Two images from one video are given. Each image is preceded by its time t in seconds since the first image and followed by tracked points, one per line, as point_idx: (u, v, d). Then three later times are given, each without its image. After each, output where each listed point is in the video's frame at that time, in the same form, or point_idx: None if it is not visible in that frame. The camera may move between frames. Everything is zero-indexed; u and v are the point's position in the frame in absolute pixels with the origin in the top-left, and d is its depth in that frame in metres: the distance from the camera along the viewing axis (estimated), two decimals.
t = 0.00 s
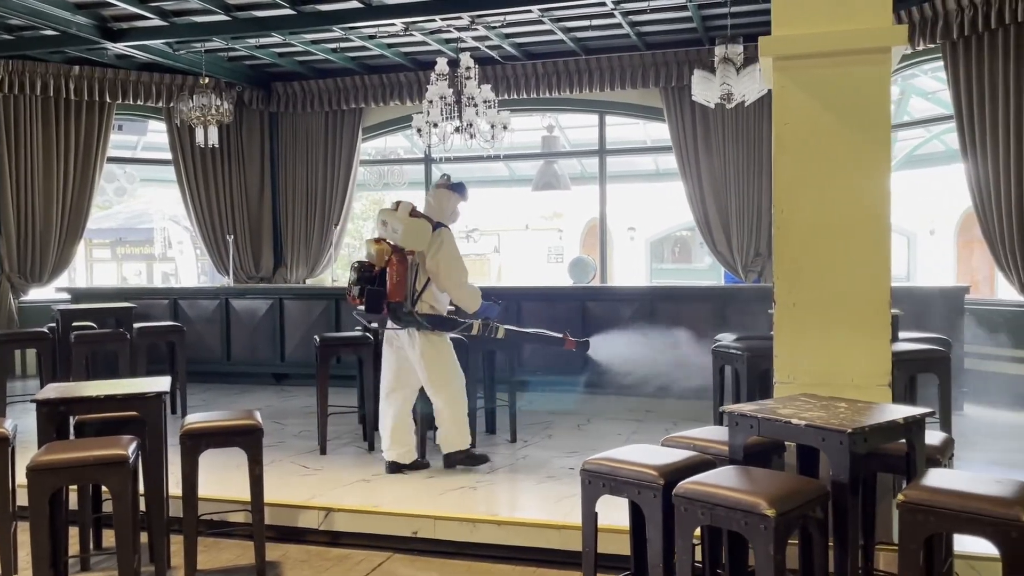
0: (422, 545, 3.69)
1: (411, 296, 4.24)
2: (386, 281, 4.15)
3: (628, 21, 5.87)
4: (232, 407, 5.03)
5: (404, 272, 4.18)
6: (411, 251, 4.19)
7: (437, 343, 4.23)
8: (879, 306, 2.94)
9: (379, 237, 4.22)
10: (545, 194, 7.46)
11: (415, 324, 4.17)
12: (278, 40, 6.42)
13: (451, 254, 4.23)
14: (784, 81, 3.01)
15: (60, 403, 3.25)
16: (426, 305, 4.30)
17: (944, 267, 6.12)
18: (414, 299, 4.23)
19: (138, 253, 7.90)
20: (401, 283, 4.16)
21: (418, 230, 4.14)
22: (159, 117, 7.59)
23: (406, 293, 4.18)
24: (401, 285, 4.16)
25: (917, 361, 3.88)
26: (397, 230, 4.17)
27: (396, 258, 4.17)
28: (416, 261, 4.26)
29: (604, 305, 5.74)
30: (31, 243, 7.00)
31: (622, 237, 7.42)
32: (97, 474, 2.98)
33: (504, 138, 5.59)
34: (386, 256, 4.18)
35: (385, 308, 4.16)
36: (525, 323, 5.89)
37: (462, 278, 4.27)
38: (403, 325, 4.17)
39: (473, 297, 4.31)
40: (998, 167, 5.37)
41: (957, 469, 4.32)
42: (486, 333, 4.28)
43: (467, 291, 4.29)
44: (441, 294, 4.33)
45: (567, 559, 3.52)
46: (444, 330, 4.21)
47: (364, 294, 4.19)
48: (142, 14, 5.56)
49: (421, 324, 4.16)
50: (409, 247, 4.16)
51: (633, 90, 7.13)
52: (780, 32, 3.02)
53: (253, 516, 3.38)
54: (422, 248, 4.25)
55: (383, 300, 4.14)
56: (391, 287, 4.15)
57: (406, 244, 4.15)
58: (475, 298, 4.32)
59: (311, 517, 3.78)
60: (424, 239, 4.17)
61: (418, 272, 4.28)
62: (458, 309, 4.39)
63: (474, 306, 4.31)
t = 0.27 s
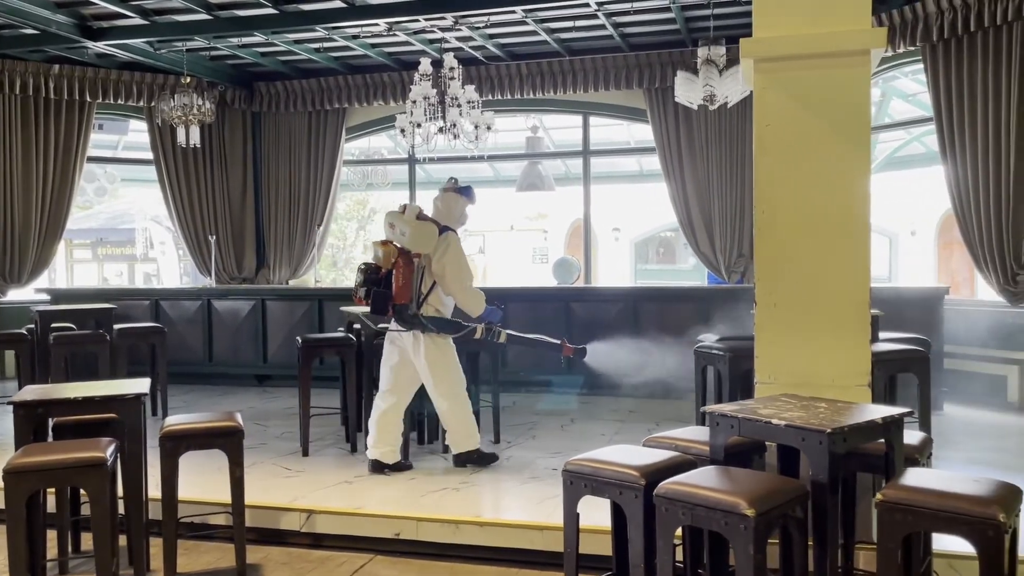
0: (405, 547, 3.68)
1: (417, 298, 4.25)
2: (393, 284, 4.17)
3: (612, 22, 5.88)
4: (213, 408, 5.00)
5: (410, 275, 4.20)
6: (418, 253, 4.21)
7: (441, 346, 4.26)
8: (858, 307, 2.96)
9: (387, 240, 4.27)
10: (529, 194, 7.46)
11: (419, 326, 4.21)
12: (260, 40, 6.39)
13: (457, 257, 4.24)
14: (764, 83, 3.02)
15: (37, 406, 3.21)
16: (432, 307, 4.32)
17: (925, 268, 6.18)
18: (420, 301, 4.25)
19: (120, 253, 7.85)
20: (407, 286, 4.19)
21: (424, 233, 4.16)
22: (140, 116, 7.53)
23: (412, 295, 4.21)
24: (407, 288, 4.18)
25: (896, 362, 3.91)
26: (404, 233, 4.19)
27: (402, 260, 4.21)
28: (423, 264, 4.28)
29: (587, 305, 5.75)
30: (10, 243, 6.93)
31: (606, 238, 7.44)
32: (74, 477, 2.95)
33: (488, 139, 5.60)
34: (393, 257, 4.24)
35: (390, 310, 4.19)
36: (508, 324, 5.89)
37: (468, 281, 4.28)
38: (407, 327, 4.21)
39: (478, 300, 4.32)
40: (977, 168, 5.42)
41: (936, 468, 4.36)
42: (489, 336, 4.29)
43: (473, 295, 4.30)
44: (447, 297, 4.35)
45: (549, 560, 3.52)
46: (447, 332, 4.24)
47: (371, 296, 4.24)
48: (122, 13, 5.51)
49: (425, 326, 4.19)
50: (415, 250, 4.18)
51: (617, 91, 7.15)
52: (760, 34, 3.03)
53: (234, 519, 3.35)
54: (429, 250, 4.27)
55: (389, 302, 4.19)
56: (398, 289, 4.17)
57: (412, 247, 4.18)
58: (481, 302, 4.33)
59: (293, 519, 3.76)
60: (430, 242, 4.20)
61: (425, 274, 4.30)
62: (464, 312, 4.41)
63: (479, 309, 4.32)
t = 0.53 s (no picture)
0: (386, 549, 3.67)
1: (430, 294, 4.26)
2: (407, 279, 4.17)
3: (594, 23, 5.90)
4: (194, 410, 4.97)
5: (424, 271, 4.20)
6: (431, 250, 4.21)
7: (449, 342, 4.30)
8: (837, 307, 2.98)
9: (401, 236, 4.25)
10: (512, 195, 7.46)
11: (432, 323, 4.23)
12: (242, 40, 6.35)
13: (471, 254, 4.26)
14: (744, 85, 3.03)
15: (14, 408, 3.17)
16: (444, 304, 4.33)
17: (905, 269, 6.23)
18: (434, 297, 4.27)
19: (100, 254, 7.78)
20: (422, 282, 4.20)
21: (439, 230, 4.17)
22: (121, 116, 7.48)
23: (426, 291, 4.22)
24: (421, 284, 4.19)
25: (875, 362, 3.94)
26: (418, 230, 4.19)
27: (416, 257, 4.21)
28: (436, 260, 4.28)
29: (571, 306, 5.76)
30: None
31: (589, 238, 7.45)
32: (51, 480, 2.92)
33: (471, 139, 5.61)
34: (407, 254, 4.21)
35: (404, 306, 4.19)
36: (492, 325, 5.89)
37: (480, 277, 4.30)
38: (421, 323, 4.23)
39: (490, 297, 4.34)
40: (955, 168, 5.47)
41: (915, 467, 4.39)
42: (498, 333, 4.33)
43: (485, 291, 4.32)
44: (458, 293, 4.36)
45: (530, 561, 3.52)
46: (459, 329, 4.28)
47: (385, 291, 4.22)
48: (102, 11, 5.47)
49: (439, 322, 4.22)
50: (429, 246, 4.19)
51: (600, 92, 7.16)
52: (741, 35, 3.04)
53: (213, 522, 3.33)
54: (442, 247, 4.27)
55: (404, 298, 4.19)
56: (412, 285, 4.18)
57: (427, 243, 4.18)
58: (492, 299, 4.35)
59: (274, 521, 3.74)
60: (445, 239, 4.21)
61: (438, 270, 4.30)
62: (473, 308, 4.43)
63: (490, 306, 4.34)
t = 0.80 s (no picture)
0: (367, 551, 3.66)
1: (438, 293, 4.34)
2: (416, 279, 4.25)
3: (576, 25, 5.91)
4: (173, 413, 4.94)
5: (433, 270, 4.28)
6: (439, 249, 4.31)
7: (452, 337, 4.42)
8: (816, 310, 3.00)
9: (406, 237, 4.34)
10: (495, 196, 7.47)
11: (442, 321, 4.31)
12: (223, 39, 6.31)
13: (478, 252, 4.36)
14: (724, 86, 3.05)
15: None
16: (450, 302, 4.42)
17: (884, 270, 6.28)
18: (441, 295, 4.36)
19: (80, 255, 7.72)
20: (431, 281, 4.28)
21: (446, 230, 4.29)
22: (99, 116, 7.42)
23: (435, 290, 4.30)
24: (430, 283, 4.27)
25: (853, 362, 3.97)
26: (425, 230, 4.30)
27: (424, 257, 4.29)
28: (442, 259, 4.36)
29: (553, 307, 5.77)
30: None
31: (572, 240, 7.47)
32: (26, 484, 2.88)
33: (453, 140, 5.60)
34: (415, 255, 4.29)
35: (414, 305, 4.26)
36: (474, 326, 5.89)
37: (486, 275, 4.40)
38: (431, 321, 4.30)
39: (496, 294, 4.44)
40: (932, 170, 5.53)
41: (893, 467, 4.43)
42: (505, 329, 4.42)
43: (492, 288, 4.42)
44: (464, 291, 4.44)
45: (511, 563, 3.51)
46: (467, 326, 4.37)
47: (393, 292, 4.24)
48: (80, 10, 5.42)
49: (448, 320, 4.30)
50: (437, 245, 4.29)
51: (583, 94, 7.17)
52: (720, 38, 3.06)
53: (192, 525, 3.31)
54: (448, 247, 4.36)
55: (414, 297, 4.26)
56: (421, 284, 4.26)
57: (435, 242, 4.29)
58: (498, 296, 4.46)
59: (254, 523, 3.72)
60: (452, 238, 4.32)
61: (445, 269, 4.38)
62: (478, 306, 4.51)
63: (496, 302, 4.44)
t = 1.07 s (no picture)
0: (348, 553, 3.64)
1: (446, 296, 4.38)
2: (424, 284, 4.28)
3: (558, 26, 5.92)
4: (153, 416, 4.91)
5: (440, 275, 4.31)
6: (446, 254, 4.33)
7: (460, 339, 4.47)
8: (796, 312, 3.02)
9: (411, 242, 4.35)
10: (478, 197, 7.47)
11: (451, 324, 4.38)
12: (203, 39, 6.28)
13: (483, 255, 4.39)
14: (704, 87, 3.06)
15: None
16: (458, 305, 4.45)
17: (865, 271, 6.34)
18: (448, 299, 4.39)
19: (58, 256, 7.63)
20: (439, 286, 4.31)
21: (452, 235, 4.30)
22: (78, 116, 7.37)
23: (443, 294, 4.33)
24: (438, 287, 4.30)
25: (832, 362, 4.01)
26: (431, 236, 4.31)
27: (431, 262, 4.31)
28: (449, 263, 4.39)
29: (535, 308, 5.78)
30: None
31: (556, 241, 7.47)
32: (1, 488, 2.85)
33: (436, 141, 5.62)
34: (421, 260, 4.29)
35: (423, 310, 4.29)
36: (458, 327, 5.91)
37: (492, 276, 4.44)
38: (439, 324, 4.36)
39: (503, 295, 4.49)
40: (910, 172, 5.58)
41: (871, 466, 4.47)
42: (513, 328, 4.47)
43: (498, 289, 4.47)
44: (470, 294, 4.48)
45: (492, 564, 3.52)
46: (475, 328, 4.42)
47: (401, 298, 4.27)
48: (59, 9, 5.37)
49: (457, 323, 4.36)
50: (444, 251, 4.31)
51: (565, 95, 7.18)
52: (699, 41, 3.07)
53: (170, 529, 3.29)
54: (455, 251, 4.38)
55: (422, 302, 4.29)
56: (429, 289, 4.29)
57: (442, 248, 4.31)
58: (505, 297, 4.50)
59: (233, 526, 3.70)
60: (457, 243, 4.35)
61: (451, 273, 4.41)
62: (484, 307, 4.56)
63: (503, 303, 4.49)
